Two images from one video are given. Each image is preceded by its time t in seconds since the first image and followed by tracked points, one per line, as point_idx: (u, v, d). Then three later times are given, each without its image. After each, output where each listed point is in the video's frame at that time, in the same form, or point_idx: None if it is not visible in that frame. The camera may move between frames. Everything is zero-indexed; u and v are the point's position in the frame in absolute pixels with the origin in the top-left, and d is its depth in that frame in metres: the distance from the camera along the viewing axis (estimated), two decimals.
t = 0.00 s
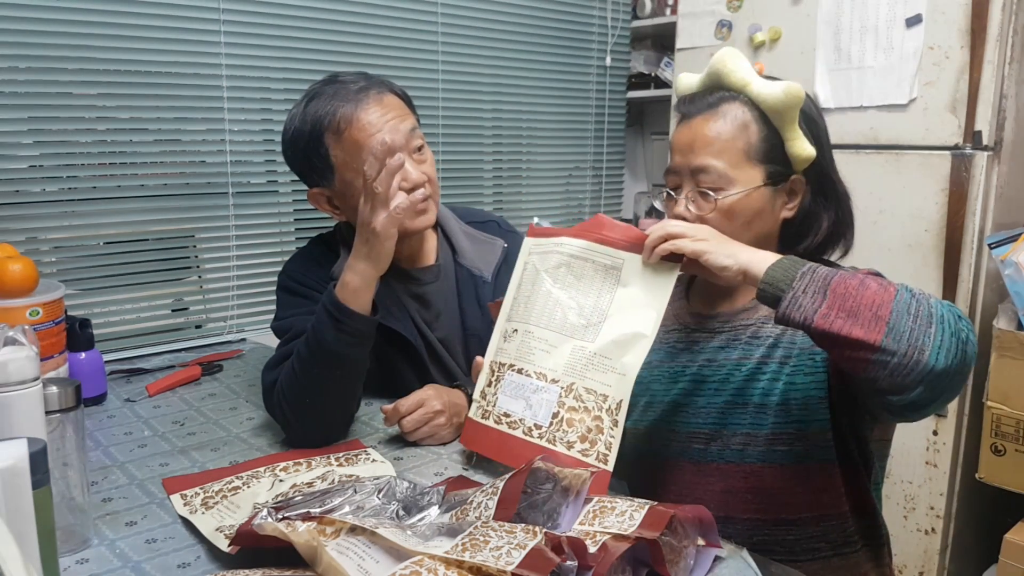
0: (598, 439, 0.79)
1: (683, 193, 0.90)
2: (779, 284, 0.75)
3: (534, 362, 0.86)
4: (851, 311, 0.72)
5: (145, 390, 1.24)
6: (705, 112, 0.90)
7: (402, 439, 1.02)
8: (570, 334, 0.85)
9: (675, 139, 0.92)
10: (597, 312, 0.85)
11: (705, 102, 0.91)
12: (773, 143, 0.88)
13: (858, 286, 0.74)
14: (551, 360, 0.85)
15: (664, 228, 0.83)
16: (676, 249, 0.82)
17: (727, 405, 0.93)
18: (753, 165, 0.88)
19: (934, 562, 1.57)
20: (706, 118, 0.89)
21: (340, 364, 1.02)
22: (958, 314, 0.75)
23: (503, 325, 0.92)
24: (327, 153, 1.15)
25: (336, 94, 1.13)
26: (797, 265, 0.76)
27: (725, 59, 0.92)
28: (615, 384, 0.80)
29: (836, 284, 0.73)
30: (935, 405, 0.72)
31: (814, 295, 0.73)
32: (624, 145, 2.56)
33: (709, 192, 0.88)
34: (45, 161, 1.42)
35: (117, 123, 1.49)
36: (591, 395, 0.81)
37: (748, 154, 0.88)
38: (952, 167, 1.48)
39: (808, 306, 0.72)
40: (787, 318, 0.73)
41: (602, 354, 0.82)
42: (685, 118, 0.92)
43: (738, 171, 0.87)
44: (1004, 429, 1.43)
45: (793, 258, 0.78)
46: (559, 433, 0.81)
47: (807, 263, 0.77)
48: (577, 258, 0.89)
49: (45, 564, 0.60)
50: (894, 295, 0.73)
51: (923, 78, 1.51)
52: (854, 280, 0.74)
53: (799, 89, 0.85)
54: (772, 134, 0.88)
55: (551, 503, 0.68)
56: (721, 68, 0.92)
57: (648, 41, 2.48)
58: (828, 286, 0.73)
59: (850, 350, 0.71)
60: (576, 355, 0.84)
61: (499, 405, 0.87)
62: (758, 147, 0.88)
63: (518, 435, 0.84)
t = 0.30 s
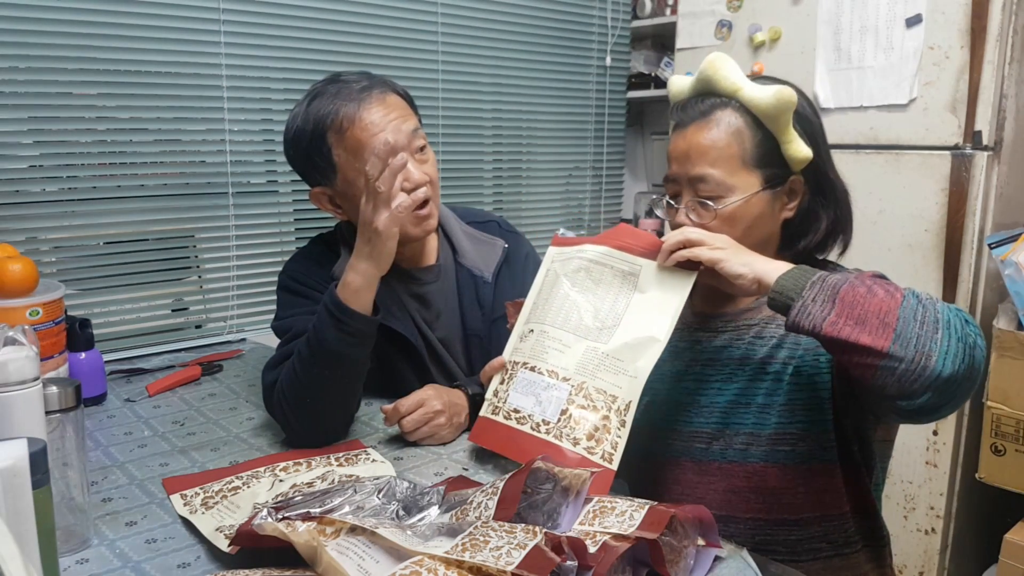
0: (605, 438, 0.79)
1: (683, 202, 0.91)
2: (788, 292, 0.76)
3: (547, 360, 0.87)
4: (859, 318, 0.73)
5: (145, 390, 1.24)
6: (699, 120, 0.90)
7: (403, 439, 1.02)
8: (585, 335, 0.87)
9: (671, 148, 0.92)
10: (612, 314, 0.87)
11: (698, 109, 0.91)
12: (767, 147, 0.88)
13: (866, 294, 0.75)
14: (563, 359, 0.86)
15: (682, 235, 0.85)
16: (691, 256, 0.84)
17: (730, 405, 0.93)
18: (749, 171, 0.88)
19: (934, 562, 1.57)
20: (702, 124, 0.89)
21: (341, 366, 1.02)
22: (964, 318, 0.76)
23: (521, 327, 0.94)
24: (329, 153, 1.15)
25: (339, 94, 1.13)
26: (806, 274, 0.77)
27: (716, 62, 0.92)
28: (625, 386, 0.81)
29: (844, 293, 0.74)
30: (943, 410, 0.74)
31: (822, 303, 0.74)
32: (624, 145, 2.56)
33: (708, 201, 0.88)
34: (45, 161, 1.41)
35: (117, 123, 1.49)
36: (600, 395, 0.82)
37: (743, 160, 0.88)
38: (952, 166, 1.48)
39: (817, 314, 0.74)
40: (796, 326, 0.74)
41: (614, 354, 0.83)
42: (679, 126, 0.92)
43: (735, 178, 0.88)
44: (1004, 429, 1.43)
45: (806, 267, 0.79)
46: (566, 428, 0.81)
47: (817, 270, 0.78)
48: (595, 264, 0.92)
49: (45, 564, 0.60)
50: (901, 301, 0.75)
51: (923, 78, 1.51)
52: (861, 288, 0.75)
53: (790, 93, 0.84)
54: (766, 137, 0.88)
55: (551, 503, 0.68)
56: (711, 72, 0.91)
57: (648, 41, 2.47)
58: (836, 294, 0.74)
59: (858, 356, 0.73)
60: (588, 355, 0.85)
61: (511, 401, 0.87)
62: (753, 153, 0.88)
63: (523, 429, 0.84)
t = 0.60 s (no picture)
0: (606, 438, 0.79)
1: (683, 196, 0.91)
2: (791, 290, 0.76)
3: (550, 360, 0.87)
4: (864, 316, 0.73)
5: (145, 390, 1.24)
6: (703, 115, 0.90)
7: (403, 439, 1.02)
8: (588, 337, 0.86)
9: (674, 143, 0.92)
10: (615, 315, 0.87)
11: (701, 105, 0.91)
12: (768, 145, 0.88)
13: (871, 292, 0.75)
14: (567, 359, 0.86)
15: (685, 236, 0.85)
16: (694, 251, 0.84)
17: (732, 402, 0.93)
18: (751, 167, 0.88)
19: (935, 562, 1.57)
20: (704, 120, 0.89)
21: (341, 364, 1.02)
22: (969, 316, 0.76)
23: (525, 328, 0.94)
24: (333, 152, 1.15)
25: (345, 93, 1.13)
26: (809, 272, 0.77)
27: (722, 61, 0.92)
28: (628, 387, 0.82)
29: (849, 291, 0.74)
30: (948, 408, 0.73)
31: (826, 301, 0.74)
32: (624, 144, 2.56)
33: (707, 194, 0.89)
34: (45, 161, 1.41)
35: (117, 123, 1.49)
36: (602, 395, 0.82)
37: (745, 156, 0.88)
38: (952, 166, 1.48)
39: (821, 313, 0.74)
40: (801, 325, 0.74)
41: (617, 356, 0.83)
42: (683, 120, 0.92)
43: (735, 173, 0.88)
44: (1004, 429, 1.43)
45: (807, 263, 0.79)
46: (567, 428, 0.81)
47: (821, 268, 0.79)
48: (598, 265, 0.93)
49: (45, 564, 0.60)
50: (906, 299, 0.75)
51: (923, 78, 1.51)
52: (866, 286, 0.75)
53: (791, 91, 0.84)
54: (768, 134, 0.88)
55: (551, 503, 0.67)
56: (720, 69, 0.92)
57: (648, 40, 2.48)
58: (841, 292, 0.75)
59: (863, 354, 0.73)
60: (591, 356, 0.85)
61: (512, 401, 0.87)
62: (754, 149, 0.88)
63: (526, 429, 0.84)
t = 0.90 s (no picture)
0: (606, 438, 0.79)
1: (682, 196, 0.91)
2: (790, 282, 0.76)
3: (551, 360, 0.87)
4: (862, 306, 0.74)
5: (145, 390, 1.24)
6: (700, 116, 0.90)
7: (402, 438, 1.02)
8: (588, 336, 0.87)
9: (673, 144, 0.92)
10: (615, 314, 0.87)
11: (699, 106, 0.91)
12: (766, 145, 0.88)
13: (869, 282, 0.76)
14: (567, 359, 0.86)
15: (679, 239, 0.86)
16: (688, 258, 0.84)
17: (730, 399, 0.94)
18: (749, 167, 0.88)
19: (935, 562, 1.57)
20: (702, 121, 0.89)
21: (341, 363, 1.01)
22: (968, 307, 0.76)
23: (527, 327, 0.93)
24: (337, 151, 1.15)
25: (350, 92, 1.12)
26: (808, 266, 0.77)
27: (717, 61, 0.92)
28: (628, 387, 0.82)
29: (847, 281, 0.75)
30: (948, 398, 0.73)
31: (825, 292, 0.74)
32: (624, 144, 2.56)
33: (706, 194, 0.89)
34: (45, 161, 1.41)
35: (117, 123, 1.49)
36: (602, 395, 0.82)
37: (743, 156, 0.88)
38: (952, 166, 1.48)
39: (820, 303, 0.74)
40: (799, 315, 0.75)
41: (617, 355, 0.84)
42: (681, 122, 0.92)
43: (734, 173, 0.88)
44: (1004, 429, 1.43)
45: (805, 258, 0.79)
46: (567, 428, 0.81)
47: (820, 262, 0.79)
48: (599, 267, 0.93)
49: (46, 564, 0.60)
50: (904, 289, 0.75)
51: (923, 78, 1.51)
52: (864, 277, 0.76)
53: (788, 90, 0.84)
54: (764, 133, 0.88)
55: (551, 503, 0.67)
56: (716, 70, 0.92)
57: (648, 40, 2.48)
58: (839, 282, 0.75)
59: (861, 343, 0.73)
60: (591, 356, 0.85)
61: (512, 400, 0.87)
62: (752, 149, 0.88)
63: (527, 428, 0.84)
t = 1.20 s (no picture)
0: (606, 438, 0.79)
1: (675, 197, 0.95)
2: (789, 285, 0.76)
3: (550, 360, 0.87)
4: (862, 309, 0.73)
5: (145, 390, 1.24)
6: (686, 120, 0.95)
7: (402, 438, 1.02)
8: (588, 337, 0.87)
9: (663, 147, 0.97)
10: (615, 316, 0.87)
11: (686, 110, 0.97)
12: (751, 141, 0.93)
13: (868, 285, 0.75)
14: (567, 359, 0.86)
15: (680, 239, 0.86)
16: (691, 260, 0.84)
17: (729, 399, 0.94)
18: (736, 162, 0.92)
19: (934, 562, 1.57)
20: (690, 124, 0.94)
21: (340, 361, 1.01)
22: (966, 309, 0.76)
23: (527, 328, 0.94)
24: (342, 153, 1.15)
25: (360, 96, 1.12)
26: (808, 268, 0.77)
27: (699, 66, 0.98)
28: (628, 387, 0.82)
29: (847, 284, 0.74)
30: (946, 400, 0.73)
31: (825, 294, 0.74)
32: (624, 144, 2.56)
33: (697, 193, 0.93)
34: (44, 161, 1.41)
35: (117, 123, 1.49)
36: (602, 395, 0.82)
37: (729, 152, 0.93)
38: (952, 166, 1.48)
39: (820, 306, 0.74)
40: (799, 318, 0.74)
41: (617, 355, 0.84)
42: (668, 127, 0.98)
43: (721, 169, 0.92)
44: (1004, 429, 1.43)
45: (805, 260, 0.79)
46: (567, 428, 0.81)
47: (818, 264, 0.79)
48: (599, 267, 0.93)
49: (45, 564, 0.60)
50: (902, 292, 0.75)
51: (923, 78, 1.51)
52: (863, 280, 0.76)
53: (766, 84, 0.89)
54: (749, 130, 0.93)
55: (551, 503, 0.67)
56: (698, 76, 0.97)
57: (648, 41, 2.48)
58: (839, 285, 0.75)
59: (861, 347, 0.73)
60: (592, 356, 0.85)
61: (512, 401, 0.87)
62: (738, 144, 0.92)
63: (525, 429, 0.84)
